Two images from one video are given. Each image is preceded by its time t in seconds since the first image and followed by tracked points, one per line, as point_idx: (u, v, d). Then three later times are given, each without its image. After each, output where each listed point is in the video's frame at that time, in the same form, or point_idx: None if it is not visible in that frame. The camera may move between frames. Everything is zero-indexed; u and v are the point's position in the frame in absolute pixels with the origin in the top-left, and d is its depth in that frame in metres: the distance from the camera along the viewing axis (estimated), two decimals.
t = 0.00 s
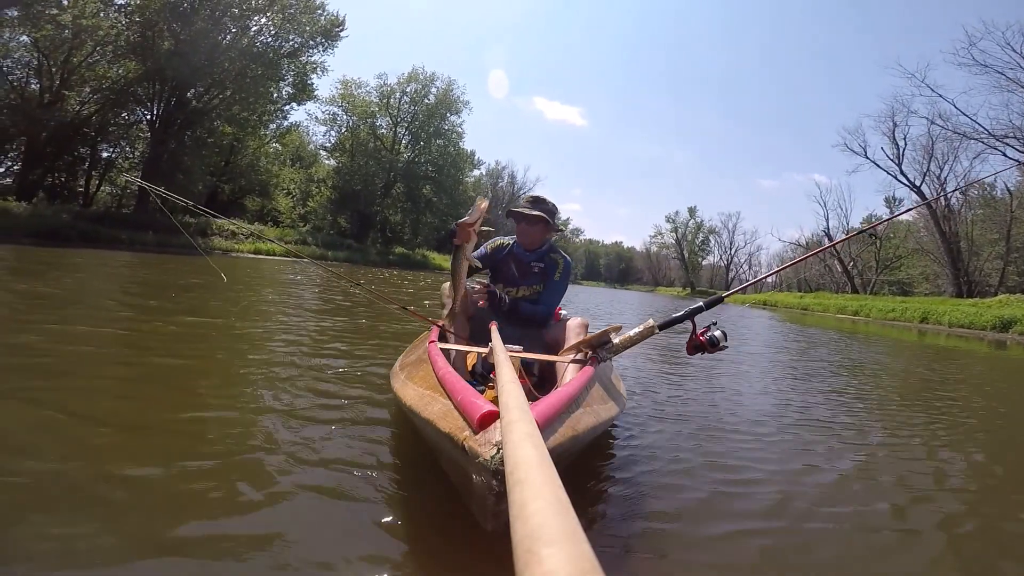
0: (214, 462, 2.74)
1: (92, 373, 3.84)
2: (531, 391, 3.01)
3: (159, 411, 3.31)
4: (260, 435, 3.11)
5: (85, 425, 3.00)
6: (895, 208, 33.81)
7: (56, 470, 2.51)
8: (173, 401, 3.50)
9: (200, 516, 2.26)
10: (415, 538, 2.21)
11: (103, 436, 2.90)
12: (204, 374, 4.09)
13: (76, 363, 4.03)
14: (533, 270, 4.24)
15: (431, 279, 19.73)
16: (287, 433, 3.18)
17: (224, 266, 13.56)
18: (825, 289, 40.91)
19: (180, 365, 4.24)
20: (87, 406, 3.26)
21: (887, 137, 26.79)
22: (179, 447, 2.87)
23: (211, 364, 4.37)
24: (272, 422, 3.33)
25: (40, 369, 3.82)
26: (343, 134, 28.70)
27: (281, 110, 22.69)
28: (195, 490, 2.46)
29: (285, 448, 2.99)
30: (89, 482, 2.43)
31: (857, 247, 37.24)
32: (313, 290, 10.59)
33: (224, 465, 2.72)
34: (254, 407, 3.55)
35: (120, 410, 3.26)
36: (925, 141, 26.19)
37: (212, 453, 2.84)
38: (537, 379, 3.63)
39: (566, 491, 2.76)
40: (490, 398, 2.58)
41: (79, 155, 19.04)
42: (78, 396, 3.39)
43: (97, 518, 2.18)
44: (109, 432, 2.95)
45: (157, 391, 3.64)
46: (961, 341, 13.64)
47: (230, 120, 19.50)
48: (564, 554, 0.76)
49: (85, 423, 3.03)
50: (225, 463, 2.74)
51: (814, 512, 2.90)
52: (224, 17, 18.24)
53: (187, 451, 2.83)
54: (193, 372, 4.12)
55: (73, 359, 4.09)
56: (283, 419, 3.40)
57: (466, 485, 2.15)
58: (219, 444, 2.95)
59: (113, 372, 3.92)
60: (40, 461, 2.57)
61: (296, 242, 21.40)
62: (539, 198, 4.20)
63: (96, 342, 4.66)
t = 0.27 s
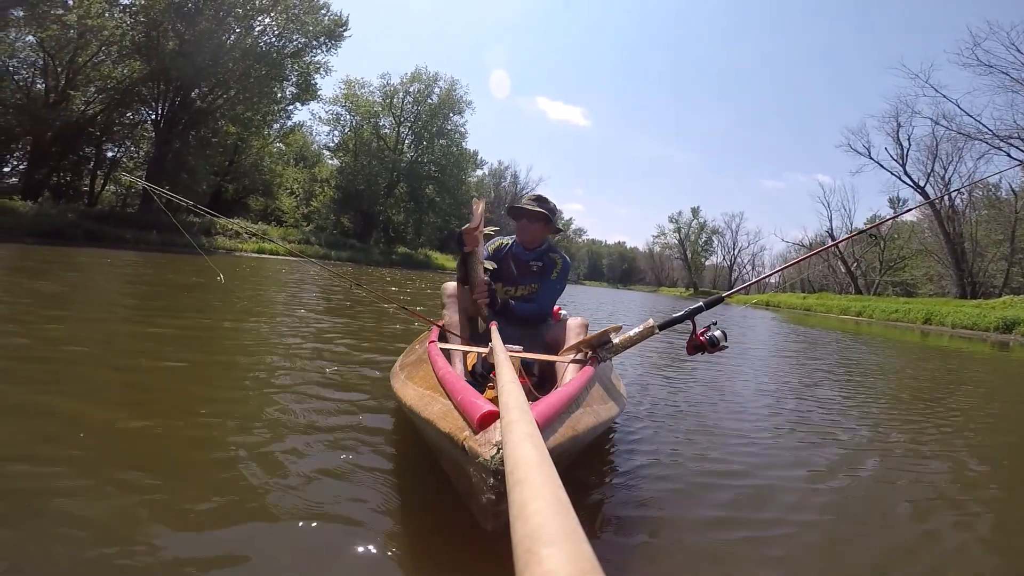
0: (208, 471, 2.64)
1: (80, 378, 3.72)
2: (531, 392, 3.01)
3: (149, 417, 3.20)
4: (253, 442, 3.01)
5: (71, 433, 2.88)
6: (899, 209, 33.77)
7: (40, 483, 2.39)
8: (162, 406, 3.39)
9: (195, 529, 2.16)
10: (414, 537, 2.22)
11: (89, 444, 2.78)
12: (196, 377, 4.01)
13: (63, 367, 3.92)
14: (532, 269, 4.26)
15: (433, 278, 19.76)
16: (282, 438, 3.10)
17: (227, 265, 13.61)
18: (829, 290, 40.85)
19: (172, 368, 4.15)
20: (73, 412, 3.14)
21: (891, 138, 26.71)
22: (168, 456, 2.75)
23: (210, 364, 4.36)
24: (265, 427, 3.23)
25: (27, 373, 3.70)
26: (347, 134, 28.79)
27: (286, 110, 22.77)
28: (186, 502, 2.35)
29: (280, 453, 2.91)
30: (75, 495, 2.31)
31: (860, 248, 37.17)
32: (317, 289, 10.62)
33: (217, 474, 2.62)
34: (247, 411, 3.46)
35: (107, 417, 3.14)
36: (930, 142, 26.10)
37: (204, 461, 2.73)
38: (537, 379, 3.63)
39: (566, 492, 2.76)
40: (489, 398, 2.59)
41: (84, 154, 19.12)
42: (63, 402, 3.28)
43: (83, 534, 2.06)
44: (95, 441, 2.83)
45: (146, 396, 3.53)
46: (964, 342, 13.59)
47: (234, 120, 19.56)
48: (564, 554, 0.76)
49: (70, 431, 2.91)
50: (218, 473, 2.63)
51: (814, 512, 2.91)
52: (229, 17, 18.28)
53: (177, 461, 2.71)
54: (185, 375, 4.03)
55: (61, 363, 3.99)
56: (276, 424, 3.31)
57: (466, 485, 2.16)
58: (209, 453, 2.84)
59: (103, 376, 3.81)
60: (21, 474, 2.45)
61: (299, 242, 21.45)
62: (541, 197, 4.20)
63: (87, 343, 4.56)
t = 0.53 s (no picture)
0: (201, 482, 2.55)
1: (69, 384, 3.62)
2: (531, 393, 3.01)
3: (138, 424, 3.11)
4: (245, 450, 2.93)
5: (57, 443, 2.78)
6: (901, 208, 33.75)
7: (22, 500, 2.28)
8: (152, 412, 3.30)
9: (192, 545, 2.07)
10: (414, 537, 2.23)
11: (75, 455, 2.68)
12: (190, 381, 3.93)
13: (51, 373, 3.81)
14: (533, 269, 4.27)
15: (434, 278, 19.77)
16: (277, 443, 3.04)
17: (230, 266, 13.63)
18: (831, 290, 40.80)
19: (165, 372, 4.07)
20: (60, 420, 3.04)
21: (892, 138, 26.68)
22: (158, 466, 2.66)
23: (213, 365, 4.37)
24: (258, 433, 3.15)
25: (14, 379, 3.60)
26: (348, 134, 28.82)
27: (287, 111, 22.84)
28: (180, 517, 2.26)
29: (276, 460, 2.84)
30: (68, 504, 2.27)
31: (862, 248, 37.13)
32: (319, 290, 10.63)
33: (210, 485, 2.53)
34: (241, 416, 3.38)
35: (95, 424, 3.04)
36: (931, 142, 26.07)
37: (197, 472, 2.64)
38: (537, 379, 3.63)
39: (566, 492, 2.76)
40: (489, 398, 2.59)
41: (87, 155, 19.16)
42: (50, 410, 3.17)
43: (70, 555, 1.95)
44: (82, 451, 2.72)
45: (136, 401, 3.44)
46: (966, 342, 13.58)
47: (236, 121, 19.53)
48: (564, 553, 0.77)
49: (55, 441, 2.81)
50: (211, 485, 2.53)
51: (813, 511, 2.92)
52: (230, 18, 18.30)
53: (168, 472, 2.62)
54: (178, 378, 3.95)
55: (49, 369, 3.88)
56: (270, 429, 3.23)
57: (466, 484, 2.17)
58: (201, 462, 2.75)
59: (93, 381, 3.72)
60: (13, 483, 2.40)
61: (301, 242, 21.49)
62: (541, 197, 4.22)
63: (78, 347, 4.47)
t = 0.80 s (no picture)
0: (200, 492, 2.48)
1: (59, 390, 3.53)
2: (531, 393, 3.02)
3: (131, 431, 3.03)
4: (242, 457, 2.85)
5: (46, 453, 2.69)
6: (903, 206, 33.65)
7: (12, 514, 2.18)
8: (145, 419, 3.21)
9: (192, 559, 1.99)
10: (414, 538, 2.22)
11: (65, 467, 2.58)
12: (185, 385, 3.86)
13: (38, 378, 3.69)
14: (533, 269, 4.28)
15: (437, 279, 19.77)
16: (276, 449, 2.98)
17: (233, 268, 13.65)
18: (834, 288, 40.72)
19: (159, 377, 4.00)
20: (48, 430, 2.94)
21: (895, 135, 26.60)
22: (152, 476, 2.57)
23: (216, 366, 4.38)
24: (255, 440, 3.08)
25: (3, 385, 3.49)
26: (350, 135, 28.85)
27: (289, 113, 22.91)
28: (183, 527, 2.19)
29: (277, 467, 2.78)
30: (70, 505, 2.27)
31: (865, 246, 37.03)
32: (322, 291, 10.65)
33: (209, 495, 2.46)
34: (237, 422, 3.32)
35: (86, 433, 2.95)
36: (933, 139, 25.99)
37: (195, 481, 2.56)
38: (537, 379, 3.63)
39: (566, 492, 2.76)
40: (489, 398, 2.59)
41: (90, 158, 19.21)
42: (38, 419, 3.06)
43: (66, 570, 1.88)
44: (71, 462, 2.63)
45: (126, 408, 3.35)
46: (970, 340, 13.54)
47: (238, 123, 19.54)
48: (564, 553, 0.77)
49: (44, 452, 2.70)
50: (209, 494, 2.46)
51: (815, 509, 2.92)
52: (231, 20, 18.28)
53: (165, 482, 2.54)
54: (172, 383, 3.87)
55: (40, 374, 3.77)
56: (266, 435, 3.17)
57: (466, 484, 2.17)
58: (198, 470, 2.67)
59: (85, 387, 3.62)
60: (15, 483, 2.41)
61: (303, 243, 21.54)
62: (541, 197, 4.23)
63: (73, 351, 4.38)
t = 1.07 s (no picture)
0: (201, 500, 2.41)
1: (51, 397, 3.43)
2: (531, 393, 3.02)
3: (126, 438, 2.95)
4: (243, 463, 2.79)
5: (40, 463, 2.61)
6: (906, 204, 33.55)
7: (6, 528, 2.10)
8: (141, 426, 3.14)
9: (190, 566, 1.96)
10: (413, 537, 2.22)
11: (57, 478, 2.50)
12: (183, 389, 3.80)
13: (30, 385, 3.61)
14: (533, 269, 4.28)
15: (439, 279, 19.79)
16: (276, 451, 2.96)
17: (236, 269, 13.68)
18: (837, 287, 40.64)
19: (156, 381, 3.92)
20: (39, 440, 2.85)
21: (897, 133, 26.52)
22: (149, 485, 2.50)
23: (218, 367, 4.39)
24: (254, 445, 3.01)
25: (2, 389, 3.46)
26: (352, 136, 28.90)
27: (291, 114, 23.00)
28: (185, 539, 2.12)
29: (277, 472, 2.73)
30: (70, 505, 2.29)
31: (868, 245, 36.94)
32: (324, 292, 10.67)
33: (208, 499, 2.42)
34: (237, 426, 3.26)
35: (78, 442, 2.86)
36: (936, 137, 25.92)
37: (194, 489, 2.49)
38: (537, 379, 3.63)
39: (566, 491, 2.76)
40: (489, 399, 2.60)
41: (93, 160, 19.28)
42: (28, 428, 2.97)
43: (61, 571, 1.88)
44: (64, 472, 2.54)
45: (122, 415, 3.27)
46: (973, 338, 13.51)
47: (240, 124, 19.56)
48: (565, 554, 0.77)
49: (36, 462, 2.62)
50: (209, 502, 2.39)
51: (816, 508, 2.92)
52: (232, 22, 18.21)
53: (163, 491, 2.46)
54: (169, 388, 3.80)
55: (32, 381, 3.68)
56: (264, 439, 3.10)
57: (466, 484, 2.18)
58: (197, 478, 2.60)
59: (78, 393, 3.53)
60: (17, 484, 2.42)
61: (306, 244, 21.57)
62: (541, 197, 4.24)
63: (69, 356, 4.30)
